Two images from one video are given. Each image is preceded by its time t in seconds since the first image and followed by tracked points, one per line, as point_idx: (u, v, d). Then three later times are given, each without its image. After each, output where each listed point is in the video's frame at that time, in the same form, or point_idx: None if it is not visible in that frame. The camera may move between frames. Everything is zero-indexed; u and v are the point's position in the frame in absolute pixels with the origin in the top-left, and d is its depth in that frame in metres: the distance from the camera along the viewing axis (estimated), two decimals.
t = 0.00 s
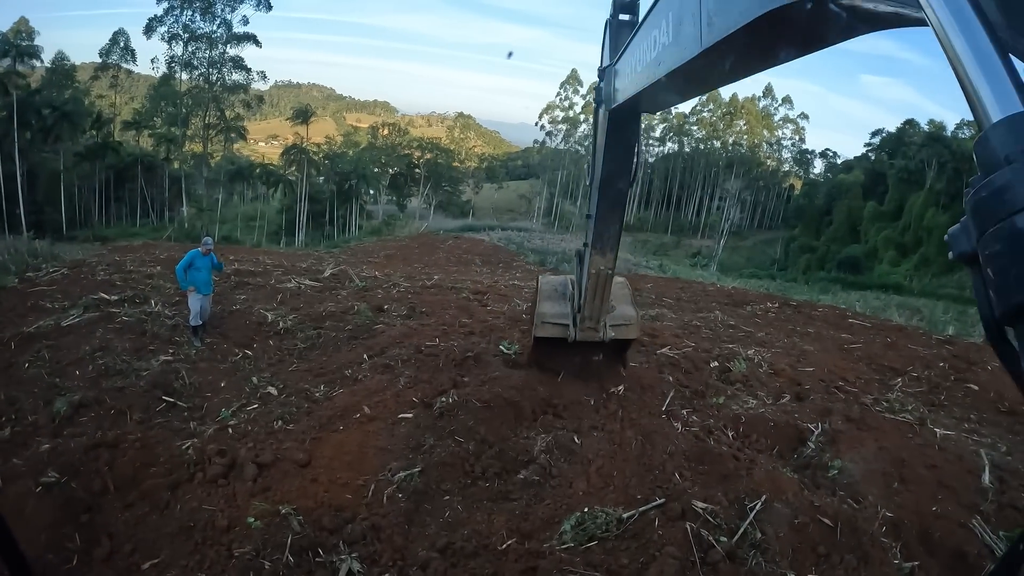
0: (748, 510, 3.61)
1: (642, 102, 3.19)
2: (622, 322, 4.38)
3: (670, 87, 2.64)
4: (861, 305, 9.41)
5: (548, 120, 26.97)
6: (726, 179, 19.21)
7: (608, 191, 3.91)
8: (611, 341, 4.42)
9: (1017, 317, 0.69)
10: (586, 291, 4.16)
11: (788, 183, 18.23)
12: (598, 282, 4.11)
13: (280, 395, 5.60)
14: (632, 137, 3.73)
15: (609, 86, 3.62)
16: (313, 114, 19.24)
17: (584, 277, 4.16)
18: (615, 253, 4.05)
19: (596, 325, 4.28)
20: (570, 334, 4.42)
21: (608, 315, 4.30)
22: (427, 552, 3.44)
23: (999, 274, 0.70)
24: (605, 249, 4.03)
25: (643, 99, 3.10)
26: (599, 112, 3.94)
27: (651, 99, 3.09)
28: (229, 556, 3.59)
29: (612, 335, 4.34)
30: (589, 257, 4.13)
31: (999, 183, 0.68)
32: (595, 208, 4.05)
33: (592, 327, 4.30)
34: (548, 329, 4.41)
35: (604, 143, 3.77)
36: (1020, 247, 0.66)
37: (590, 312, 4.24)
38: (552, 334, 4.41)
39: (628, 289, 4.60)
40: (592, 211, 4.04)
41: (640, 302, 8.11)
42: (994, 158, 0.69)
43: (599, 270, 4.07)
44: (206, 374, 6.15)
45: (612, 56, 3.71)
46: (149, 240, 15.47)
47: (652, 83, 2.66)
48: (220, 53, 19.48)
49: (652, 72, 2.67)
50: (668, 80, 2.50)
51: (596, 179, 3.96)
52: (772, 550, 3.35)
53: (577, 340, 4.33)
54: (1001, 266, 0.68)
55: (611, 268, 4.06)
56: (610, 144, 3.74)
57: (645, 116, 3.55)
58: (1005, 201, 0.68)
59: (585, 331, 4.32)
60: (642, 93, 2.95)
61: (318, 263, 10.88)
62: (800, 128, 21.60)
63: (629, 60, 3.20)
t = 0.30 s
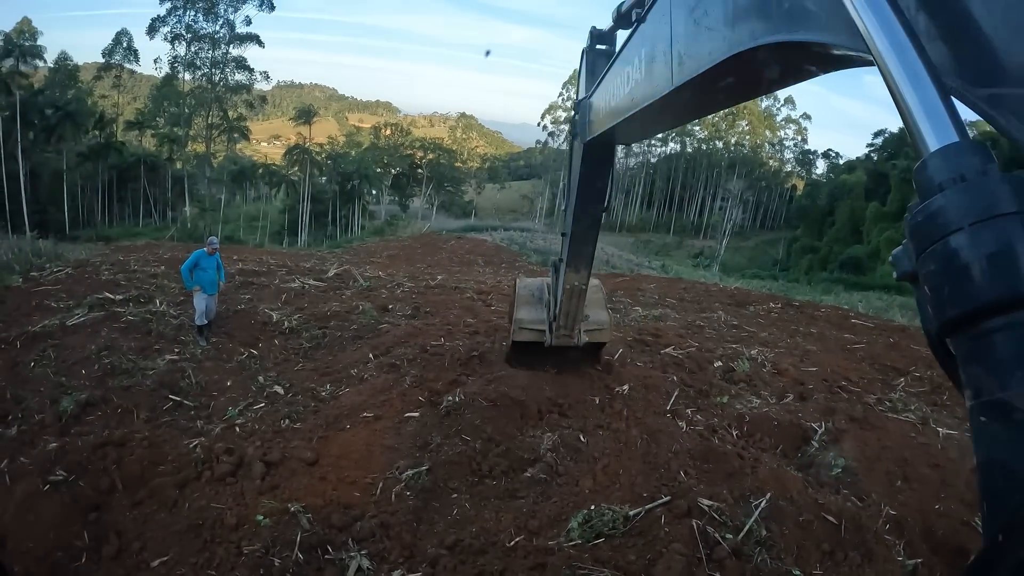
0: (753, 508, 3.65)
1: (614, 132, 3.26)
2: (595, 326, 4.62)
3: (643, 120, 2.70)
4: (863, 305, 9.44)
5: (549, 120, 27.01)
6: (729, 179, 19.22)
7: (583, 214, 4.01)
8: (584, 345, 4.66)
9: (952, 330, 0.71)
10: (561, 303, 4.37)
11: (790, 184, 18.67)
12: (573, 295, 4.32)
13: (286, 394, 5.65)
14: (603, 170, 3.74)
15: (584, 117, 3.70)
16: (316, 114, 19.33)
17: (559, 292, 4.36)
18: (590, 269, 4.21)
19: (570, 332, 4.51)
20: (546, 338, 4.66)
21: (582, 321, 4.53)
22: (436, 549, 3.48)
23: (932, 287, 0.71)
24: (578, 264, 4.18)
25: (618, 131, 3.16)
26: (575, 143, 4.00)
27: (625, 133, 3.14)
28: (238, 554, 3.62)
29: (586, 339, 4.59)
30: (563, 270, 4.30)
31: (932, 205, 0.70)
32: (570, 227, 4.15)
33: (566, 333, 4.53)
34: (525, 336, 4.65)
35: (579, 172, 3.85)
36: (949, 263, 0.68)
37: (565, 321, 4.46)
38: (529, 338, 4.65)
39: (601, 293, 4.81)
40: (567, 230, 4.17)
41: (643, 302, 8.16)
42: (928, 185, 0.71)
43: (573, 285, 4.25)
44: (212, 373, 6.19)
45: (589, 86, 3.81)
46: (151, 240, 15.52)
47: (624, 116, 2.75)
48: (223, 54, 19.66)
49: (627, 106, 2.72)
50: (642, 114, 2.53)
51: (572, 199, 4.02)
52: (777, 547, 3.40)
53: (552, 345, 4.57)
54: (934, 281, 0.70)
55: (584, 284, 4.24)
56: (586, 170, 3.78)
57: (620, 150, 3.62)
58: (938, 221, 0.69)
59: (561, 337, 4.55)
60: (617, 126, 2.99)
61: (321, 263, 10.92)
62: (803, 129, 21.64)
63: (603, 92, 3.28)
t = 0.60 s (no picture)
0: (760, 504, 3.71)
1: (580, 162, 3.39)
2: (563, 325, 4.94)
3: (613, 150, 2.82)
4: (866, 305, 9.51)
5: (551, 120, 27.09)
6: (732, 179, 19.16)
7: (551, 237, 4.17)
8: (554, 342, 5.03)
9: (893, 341, 0.76)
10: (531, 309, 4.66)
11: (792, 184, 18.44)
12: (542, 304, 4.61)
13: (294, 392, 5.71)
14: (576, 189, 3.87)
15: (551, 149, 3.85)
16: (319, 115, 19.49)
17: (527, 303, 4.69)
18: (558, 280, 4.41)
19: (540, 333, 4.82)
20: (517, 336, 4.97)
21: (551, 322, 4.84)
22: (447, 545, 3.55)
23: (875, 302, 0.76)
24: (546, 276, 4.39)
25: (584, 160, 3.31)
26: (544, 174, 4.16)
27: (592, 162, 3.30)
28: (252, 551, 3.68)
29: (556, 336, 4.90)
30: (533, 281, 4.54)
31: (873, 223, 0.74)
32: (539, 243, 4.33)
33: (536, 333, 4.85)
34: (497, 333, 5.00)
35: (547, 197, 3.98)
36: (888, 279, 0.72)
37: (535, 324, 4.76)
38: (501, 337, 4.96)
39: (569, 291, 5.12)
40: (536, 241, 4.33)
41: (647, 302, 8.23)
42: (871, 205, 0.75)
43: (542, 295, 4.52)
44: (220, 372, 6.24)
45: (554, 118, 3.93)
46: (155, 240, 15.61)
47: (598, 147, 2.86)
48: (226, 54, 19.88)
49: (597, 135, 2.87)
50: (617, 139, 2.62)
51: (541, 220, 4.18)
52: (783, 543, 3.48)
53: (523, 343, 4.89)
54: (875, 297, 0.75)
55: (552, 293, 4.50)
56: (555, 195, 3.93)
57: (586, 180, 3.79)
58: (877, 239, 0.74)
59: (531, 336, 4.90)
60: (586, 154, 3.13)
61: (325, 263, 10.99)
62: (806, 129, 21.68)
63: (570, 124, 3.40)
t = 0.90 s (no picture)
0: (765, 501, 3.78)
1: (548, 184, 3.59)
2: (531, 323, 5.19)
3: (584, 174, 2.97)
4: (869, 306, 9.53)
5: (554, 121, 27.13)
6: (734, 180, 19.17)
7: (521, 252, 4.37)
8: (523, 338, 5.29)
9: (841, 350, 0.89)
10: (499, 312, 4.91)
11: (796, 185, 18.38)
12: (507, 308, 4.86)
13: (302, 391, 5.76)
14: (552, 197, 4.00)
15: (524, 172, 4.06)
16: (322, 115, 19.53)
17: (497, 305, 4.92)
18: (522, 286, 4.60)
19: (508, 331, 5.07)
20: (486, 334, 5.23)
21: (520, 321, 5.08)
22: (457, 541, 3.61)
23: (822, 313, 0.89)
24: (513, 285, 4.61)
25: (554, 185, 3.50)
26: (513, 196, 4.36)
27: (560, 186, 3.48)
28: (264, 546, 3.74)
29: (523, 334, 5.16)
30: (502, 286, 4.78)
31: (821, 240, 0.88)
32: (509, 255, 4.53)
33: (504, 332, 5.10)
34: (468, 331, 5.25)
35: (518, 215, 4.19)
36: (835, 288, 0.86)
37: (503, 324, 5.02)
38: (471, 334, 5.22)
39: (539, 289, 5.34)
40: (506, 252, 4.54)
41: (650, 302, 8.30)
42: (819, 223, 0.90)
43: (509, 300, 4.77)
44: (228, 371, 6.30)
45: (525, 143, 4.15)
46: (158, 240, 15.66)
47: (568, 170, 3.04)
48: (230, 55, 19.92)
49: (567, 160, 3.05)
50: (591, 161, 2.75)
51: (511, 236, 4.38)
52: (788, 539, 3.55)
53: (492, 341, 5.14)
54: (823, 307, 0.88)
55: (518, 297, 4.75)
56: (526, 212, 4.12)
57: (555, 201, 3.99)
58: (822, 257, 0.88)
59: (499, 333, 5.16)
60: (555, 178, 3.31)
61: (330, 263, 11.05)
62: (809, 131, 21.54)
63: (543, 151, 3.61)
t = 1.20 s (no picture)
0: (767, 500, 3.81)
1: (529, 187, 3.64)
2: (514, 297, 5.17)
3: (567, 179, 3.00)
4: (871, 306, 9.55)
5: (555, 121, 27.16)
6: (736, 180, 18.85)
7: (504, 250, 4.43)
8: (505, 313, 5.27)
9: (818, 350, 0.94)
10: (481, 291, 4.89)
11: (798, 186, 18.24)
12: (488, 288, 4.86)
13: (306, 391, 5.79)
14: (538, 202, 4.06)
15: (508, 177, 4.12)
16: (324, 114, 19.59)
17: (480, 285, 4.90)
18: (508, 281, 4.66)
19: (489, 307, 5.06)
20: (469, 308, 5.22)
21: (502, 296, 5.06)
22: (462, 538, 3.64)
23: (800, 316, 0.95)
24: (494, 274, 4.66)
25: (535, 193, 3.55)
26: (498, 202, 4.41)
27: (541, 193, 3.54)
28: (271, 543, 3.77)
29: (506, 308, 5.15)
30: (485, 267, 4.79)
31: (798, 244, 0.94)
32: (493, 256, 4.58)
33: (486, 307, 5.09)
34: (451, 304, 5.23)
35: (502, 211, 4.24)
36: (811, 291, 0.92)
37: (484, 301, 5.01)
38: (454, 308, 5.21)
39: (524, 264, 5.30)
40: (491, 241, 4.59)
41: (652, 302, 8.34)
42: (796, 227, 0.95)
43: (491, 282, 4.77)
44: (232, 370, 6.33)
45: (510, 146, 4.20)
46: (161, 240, 15.70)
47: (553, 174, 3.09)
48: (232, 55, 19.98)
49: (550, 166, 3.09)
50: (573, 168, 2.79)
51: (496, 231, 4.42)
52: (790, 537, 3.59)
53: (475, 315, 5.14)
54: (802, 308, 0.94)
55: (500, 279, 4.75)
56: (511, 217, 4.18)
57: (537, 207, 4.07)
58: (800, 259, 0.94)
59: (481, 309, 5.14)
60: (538, 185, 3.35)
61: (332, 263, 11.10)
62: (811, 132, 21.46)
63: (526, 157, 3.67)
